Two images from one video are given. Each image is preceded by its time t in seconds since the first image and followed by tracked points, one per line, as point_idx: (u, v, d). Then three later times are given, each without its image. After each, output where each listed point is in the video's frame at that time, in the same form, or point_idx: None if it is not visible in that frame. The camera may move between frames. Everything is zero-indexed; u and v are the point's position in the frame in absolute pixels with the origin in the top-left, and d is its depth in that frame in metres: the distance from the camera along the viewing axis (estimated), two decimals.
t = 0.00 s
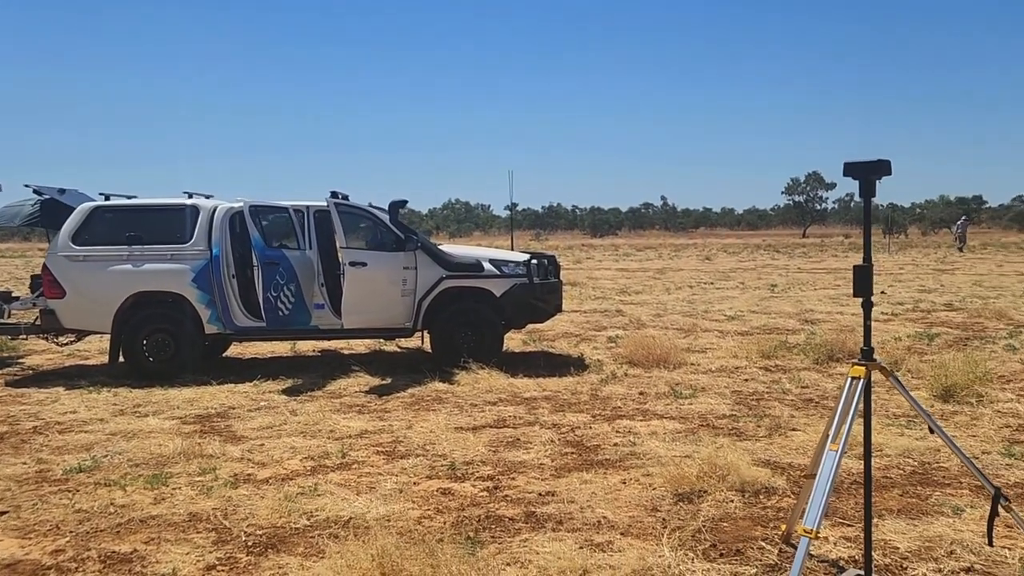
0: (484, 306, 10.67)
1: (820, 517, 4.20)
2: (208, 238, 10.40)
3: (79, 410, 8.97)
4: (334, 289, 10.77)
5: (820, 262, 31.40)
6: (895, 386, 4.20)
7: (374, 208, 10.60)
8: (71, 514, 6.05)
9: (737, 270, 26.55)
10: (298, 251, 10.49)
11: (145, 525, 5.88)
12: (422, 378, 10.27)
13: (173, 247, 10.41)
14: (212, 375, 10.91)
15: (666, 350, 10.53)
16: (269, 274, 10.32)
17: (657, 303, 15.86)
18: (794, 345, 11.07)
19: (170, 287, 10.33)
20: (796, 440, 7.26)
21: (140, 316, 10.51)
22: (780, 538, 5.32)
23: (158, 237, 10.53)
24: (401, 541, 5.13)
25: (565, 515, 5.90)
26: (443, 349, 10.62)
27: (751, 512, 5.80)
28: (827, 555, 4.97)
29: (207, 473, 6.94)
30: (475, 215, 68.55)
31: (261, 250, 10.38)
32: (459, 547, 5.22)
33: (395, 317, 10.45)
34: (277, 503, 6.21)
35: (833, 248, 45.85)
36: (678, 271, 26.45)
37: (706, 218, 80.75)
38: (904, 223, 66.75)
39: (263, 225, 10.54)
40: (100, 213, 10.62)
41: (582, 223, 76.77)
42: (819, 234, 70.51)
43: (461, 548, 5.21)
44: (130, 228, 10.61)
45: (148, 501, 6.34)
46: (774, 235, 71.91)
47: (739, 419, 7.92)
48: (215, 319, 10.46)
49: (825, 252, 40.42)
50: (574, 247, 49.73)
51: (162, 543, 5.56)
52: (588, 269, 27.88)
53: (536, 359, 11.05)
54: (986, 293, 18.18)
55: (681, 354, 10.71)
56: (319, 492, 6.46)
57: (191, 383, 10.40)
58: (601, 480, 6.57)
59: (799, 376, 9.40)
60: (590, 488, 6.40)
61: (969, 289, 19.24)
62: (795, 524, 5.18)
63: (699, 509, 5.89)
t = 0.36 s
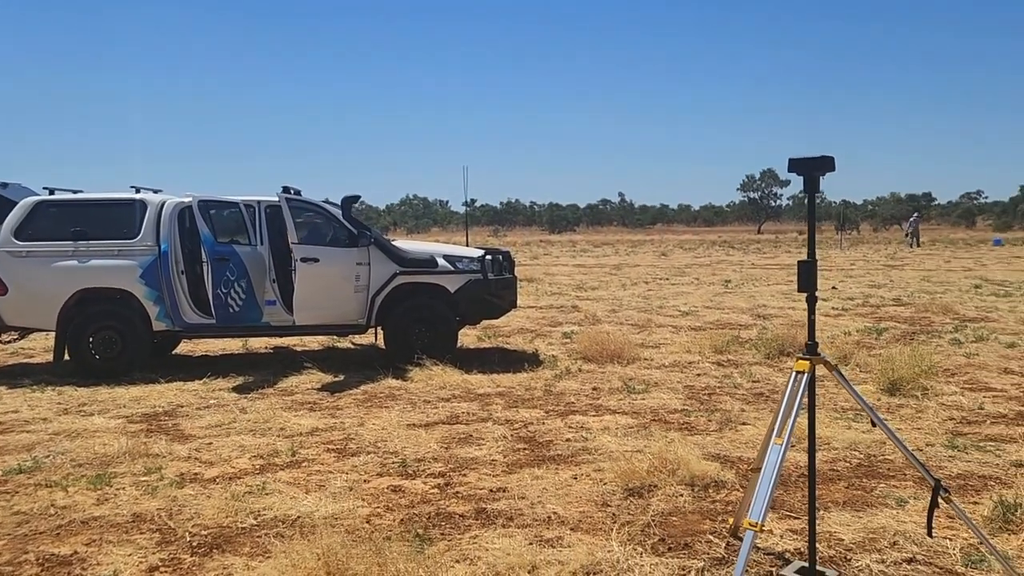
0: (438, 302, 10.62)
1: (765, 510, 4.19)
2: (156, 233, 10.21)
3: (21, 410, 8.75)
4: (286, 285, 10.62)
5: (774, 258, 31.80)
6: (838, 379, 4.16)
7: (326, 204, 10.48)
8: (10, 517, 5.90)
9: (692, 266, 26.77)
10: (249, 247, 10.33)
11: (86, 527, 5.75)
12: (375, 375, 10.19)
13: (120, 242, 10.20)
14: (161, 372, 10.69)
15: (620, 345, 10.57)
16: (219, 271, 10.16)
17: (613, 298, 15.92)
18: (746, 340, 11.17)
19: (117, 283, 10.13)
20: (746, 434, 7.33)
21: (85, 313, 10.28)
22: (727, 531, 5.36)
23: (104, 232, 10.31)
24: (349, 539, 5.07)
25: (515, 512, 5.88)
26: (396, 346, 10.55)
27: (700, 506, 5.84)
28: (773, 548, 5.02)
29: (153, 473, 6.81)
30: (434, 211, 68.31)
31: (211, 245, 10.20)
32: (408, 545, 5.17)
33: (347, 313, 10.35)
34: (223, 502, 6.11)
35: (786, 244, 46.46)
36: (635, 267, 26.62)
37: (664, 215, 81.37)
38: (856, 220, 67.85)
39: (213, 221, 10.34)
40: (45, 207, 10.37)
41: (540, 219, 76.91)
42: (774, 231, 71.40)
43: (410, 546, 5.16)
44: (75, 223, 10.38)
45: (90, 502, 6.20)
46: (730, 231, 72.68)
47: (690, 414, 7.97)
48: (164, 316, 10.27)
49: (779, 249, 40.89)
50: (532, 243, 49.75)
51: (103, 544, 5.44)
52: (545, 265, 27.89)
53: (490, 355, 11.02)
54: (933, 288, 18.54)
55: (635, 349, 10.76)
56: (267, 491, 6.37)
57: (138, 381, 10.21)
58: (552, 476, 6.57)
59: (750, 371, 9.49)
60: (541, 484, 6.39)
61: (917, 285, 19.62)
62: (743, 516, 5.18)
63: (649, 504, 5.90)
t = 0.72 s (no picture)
0: (391, 298, 10.55)
1: (709, 506, 4.15)
2: (101, 229, 10.01)
3: None
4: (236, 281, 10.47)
5: (728, 254, 32.10)
6: (779, 373, 4.12)
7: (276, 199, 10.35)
8: None
9: (647, 262, 26.92)
10: (198, 243, 10.16)
11: (24, 529, 5.61)
12: (326, 372, 10.09)
13: (63, 238, 9.97)
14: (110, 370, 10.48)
15: (573, 341, 10.59)
16: (166, 267, 9.99)
17: (567, 294, 15.96)
18: (698, 335, 11.26)
19: (60, 279, 9.90)
20: (696, 429, 7.38)
21: (28, 310, 10.04)
22: (675, 526, 5.38)
23: (47, 228, 10.08)
24: (294, 538, 5.00)
25: (464, 509, 5.85)
26: (348, 343, 10.45)
27: (648, 501, 5.86)
28: (719, 541, 5.06)
29: (95, 473, 6.67)
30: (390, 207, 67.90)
31: (158, 242, 10.03)
32: (355, 544, 5.12)
33: (298, 310, 10.23)
34: (167, 502, 6.00)
35: (740, 241, 46.88)
36: (590, 263, 26.68)
37: (621, 212, 81.77)
38: (809, 217, 68.78)
39: (160, 216, 10.14)
40: None
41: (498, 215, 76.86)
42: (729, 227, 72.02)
43: (356, 544, 5.11)
44: (17, 218, 10.13)
45: (29, 504, 6.05)
46: (686, 228, 73.28)
47: (641, 409, 8.01)
48: (110, 313, 10.08)
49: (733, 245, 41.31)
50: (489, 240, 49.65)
51: (42, 547, 5.31)
52: (501, 261, 27.84)
53: (444, 352, 10.98)
54: (881, 284, 18.85)
55: (588, 344, 10.78)
56: (212, 491, 6.27)
57: (84, 379, 10.00)
58: (502, 472, 6.55)
59: (701, 367, 9.57)
60: (491, 481, 6.37)
61: (867, 281, 19.96)
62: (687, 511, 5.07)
63: (598, 499, 5.92)
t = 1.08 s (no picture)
0: (339, 295, 10.47)
1: (650, 499, 4.13)
2: (40, 225, 9.75)
3: None
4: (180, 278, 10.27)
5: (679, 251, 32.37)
6: (720, 368, 4.08)
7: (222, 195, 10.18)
8: None
9: (599, 258, 27.05)
10: (140, 239, 9.95)
11: None
12: (274, 370, 9.97)
13: None
14: (51, 371, 10.20)
15: (523, 338, 10.59)
16: (108, 264, 9.78)
17: (519, 291, 15.97)
18: (647, 331, 11.34)
19: None
20: (642, 424, 7.42)
21: None
22: (619, 521, 5.40)
23: None
24: (234, 539, 4.92)
25: (409, 506, 5.82)
26: (295, 340, 10.33)
27: (593, 497, 5.88)
28: (663, 536, 5.08)
29: (31, 475, 6.49)
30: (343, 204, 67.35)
31: (99, 238, 9.81)
32: (297, 544, 5.05)
33: (244, 308, 10.08)
34: (105, 504, 5.86)
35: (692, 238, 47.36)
36: (543, 259, 26.73)
37: (575, 209, 82.09)
38: (760, 214, 69.71)
39: (102, 212, 9.91)
40: None
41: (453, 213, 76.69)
42: (682, 224, 72.72)
43: (299, 544, 5.04)
44: None
45: None
46: (640, 225, 73.81)
47: (589, 405, 8.03)
48: (49, 312, 9.85)
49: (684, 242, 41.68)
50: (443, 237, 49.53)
51: None
52: (454, 258, 27.75)
53: (393, 350, 10.90)
54: (828, 280, 19.14)
55: (538, 341, 10.79)
56: (152, 491, 6.14)
57: (22, 379, 9.75)
58: (449, 469, 6.52)
59: (650, 363, 9.63)
60: (437, 478, 6.34)
61: (814, 277, 20.28)
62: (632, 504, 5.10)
63: (544, 496, 5.92)
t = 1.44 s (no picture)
0: (285, 294, 10.34)
1: (591, 497, 4.08)
2: None
3: None
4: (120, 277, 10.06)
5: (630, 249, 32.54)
6: (661, 365, 4.07)
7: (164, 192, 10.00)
8: None
9: (550, 256, 27.09)
10: (78, 237, 9.73)
11: None
12: (217, 370, 9.81)
13: None
14: None
15: (471, 336, 10.57)
16: (45, 262, 9.55)
17: (470, 289, 15.92)
18: (595, 329, 11.38)
19: None
20: (588, 421, 7.45)
21: None
22: (563, 518, 5.40)
23: None
24: (170, 543, 4.82)
25: (353, 507, 5.76)
26: (240, 339, 10.18)
27: (538, 494, 5.88)
28: (606, 532, 5.10)
29: None
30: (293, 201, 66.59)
31: (35, 236, 9.57)
32: (236, 546, 4.97)
33: (187, 307, 9.91)
34: (37, 509, 5.71)
35: (643, 235, 47.73)
36: (494, 258, 26.69)
37: (527, 207, 82.20)
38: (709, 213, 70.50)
39: (38, 210, 9.67)
40: None
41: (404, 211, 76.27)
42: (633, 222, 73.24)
43: (238, 547, 4.96)
44: None
45: None
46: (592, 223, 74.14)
47: (536, 403, 8.03)
48: None
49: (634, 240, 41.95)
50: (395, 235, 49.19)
51: None
52: (405, 256, 27.56)
53: (340, 349, 10.79)
54: (775, 278, 19.42)
55: (486, 339, 10.77)
56: (88, 495, 6.00)
57: None
58: (394, 469, 6.47)
59: (597, 360, 9.67)
60: (382, 478, 6.28)
61: (761, 274, 20.56)
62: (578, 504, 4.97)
63: (488, 494, 5.90)
